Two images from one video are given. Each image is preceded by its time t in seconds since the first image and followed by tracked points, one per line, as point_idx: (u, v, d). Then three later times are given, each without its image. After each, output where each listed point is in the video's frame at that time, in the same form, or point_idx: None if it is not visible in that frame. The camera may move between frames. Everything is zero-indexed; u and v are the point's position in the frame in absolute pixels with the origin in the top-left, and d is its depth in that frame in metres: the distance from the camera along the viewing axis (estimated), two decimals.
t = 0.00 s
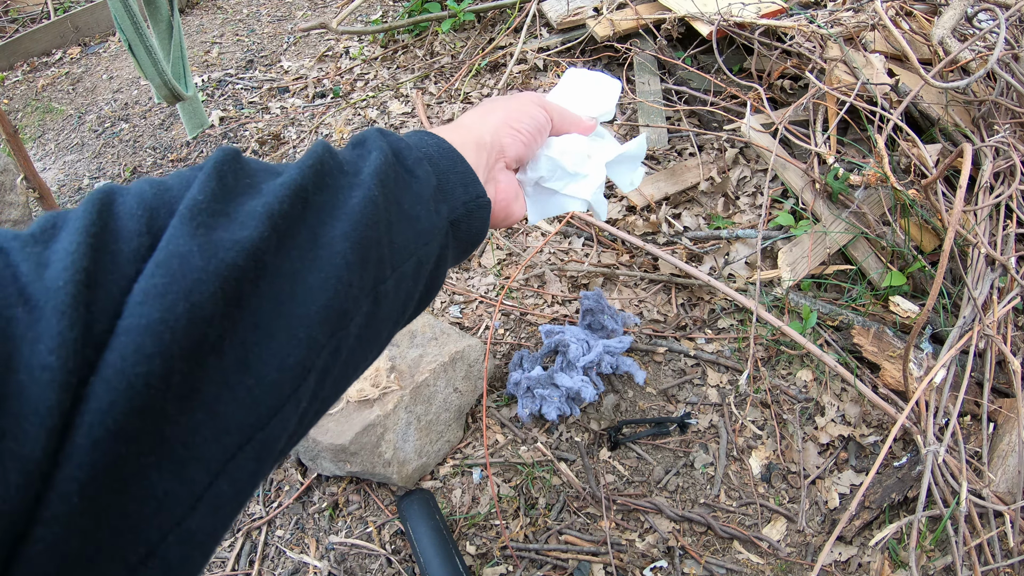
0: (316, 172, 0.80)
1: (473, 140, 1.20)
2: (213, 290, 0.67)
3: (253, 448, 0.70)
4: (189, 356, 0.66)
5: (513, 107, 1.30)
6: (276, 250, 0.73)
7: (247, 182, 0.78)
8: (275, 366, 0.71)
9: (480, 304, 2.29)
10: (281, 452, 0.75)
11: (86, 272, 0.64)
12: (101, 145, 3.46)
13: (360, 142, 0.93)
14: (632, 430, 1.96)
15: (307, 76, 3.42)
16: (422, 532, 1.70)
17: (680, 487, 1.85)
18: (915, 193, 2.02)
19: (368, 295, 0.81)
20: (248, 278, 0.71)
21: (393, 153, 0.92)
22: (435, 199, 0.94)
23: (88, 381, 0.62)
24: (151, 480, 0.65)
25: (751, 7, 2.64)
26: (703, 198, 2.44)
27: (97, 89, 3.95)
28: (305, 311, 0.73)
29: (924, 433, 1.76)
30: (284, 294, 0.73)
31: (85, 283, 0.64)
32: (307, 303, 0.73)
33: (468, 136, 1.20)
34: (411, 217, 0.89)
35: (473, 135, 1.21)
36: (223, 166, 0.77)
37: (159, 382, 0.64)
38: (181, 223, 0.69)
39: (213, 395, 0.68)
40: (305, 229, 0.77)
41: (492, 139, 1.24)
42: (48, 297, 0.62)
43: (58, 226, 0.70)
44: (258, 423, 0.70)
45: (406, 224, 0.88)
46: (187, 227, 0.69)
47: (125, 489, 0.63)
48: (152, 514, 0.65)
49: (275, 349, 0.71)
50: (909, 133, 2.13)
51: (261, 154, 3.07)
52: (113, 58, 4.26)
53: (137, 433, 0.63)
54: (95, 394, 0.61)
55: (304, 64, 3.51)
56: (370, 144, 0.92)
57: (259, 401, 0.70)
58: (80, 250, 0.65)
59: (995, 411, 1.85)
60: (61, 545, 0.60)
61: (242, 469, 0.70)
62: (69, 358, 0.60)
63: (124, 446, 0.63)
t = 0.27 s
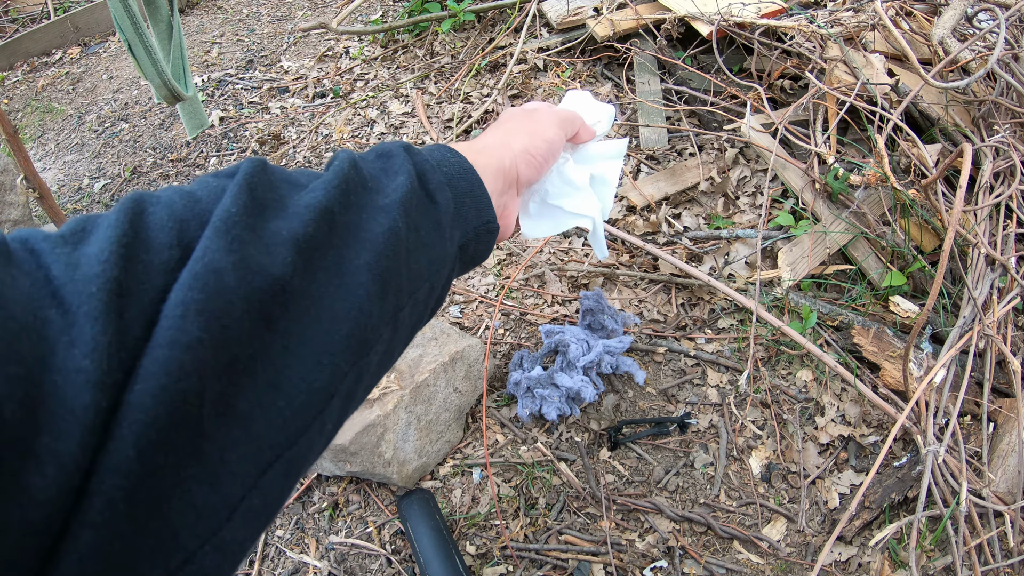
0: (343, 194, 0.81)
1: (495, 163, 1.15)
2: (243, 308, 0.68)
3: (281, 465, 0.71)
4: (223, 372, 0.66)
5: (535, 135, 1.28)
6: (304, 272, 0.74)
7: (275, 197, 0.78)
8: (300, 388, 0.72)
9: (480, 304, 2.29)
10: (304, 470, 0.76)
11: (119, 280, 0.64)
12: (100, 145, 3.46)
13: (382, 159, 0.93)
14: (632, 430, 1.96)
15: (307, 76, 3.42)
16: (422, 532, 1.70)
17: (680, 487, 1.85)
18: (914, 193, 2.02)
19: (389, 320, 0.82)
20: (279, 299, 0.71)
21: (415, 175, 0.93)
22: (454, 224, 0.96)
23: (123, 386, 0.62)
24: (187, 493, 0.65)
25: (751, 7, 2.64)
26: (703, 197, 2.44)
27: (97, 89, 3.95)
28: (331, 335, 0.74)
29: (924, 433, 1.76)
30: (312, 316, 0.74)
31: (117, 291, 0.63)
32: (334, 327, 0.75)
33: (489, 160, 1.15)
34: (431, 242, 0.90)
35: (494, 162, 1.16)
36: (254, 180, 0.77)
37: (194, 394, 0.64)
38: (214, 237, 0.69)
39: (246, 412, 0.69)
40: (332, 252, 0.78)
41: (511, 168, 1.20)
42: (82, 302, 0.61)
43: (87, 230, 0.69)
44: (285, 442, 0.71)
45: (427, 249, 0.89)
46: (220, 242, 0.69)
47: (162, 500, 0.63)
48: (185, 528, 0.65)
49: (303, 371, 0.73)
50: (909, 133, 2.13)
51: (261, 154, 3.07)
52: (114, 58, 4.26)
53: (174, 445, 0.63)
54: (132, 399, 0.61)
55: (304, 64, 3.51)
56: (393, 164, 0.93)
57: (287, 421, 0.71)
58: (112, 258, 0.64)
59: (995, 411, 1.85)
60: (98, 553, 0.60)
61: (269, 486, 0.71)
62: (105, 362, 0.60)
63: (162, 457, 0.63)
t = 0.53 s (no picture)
0: (369, 201, 0.86)
1: (504, 181, 1.24)
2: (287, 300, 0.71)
3: (314, 448, 0.74)
4: (267, 358, 0.70)
5: (541, 149, 1.35)
6: (335, 269, 0.78)
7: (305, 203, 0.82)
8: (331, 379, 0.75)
9: (480, 304, 2.30)
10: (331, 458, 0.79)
11: (173, 273, 0.67)
12: (100, 145, 3.46)
13: (400, 174, 0.98)
14: (632, 430, 1.96)
15: (307, 76, 3.42)
16: (422, 532, 1.70)
17: (680, 487, 1.85)
18: (914, 193, 2.02)
19: (410, 321, 0.86)
20: (314, 294, 0.75)
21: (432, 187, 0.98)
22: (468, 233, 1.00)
23: (179, 369, 0.64)
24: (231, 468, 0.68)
25: (751, 7, 2.64)
26: (703, 197, 2.44)
27: (97, 89, 3.95)
28: (361, 330, 0.78)
29: (924, 433, 1.76)
30: (342, 312, 0.78)
31: (172, 284, 0.66)
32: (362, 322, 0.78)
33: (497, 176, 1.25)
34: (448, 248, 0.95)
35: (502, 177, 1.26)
36: (286, 187, 0.81)
37: (243, 376, 0.67)
38: (255, 238, 0.72)
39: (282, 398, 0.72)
40: (359, 253, 0.82)
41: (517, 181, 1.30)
42: (141, 293, 0.64)
43: (136, 231, 0.72)
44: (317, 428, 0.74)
45: (444, 255, 0.94)
46: (261, 242, 0.72)
47: (212, 474, 0.66)
48: (229, 504, 0.68)
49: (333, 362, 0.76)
50: (909, 133, 2.13)
51: (261, 154, 3.07)
52: (113, 58, 4.26)
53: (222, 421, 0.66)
54: (189, 379, 0.64)
55: (304, 64, 3.51)
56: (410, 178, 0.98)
57: (318, 407, 0.74)
58: (166, 254, 0.67)
59: (995, 411, 1.85)
60: (155, 518, 0.62)
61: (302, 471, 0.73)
62: (164, 345, 0.63)
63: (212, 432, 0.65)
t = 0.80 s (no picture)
0: (378, 208, 0.90)
1: (504, 186, 1.30)
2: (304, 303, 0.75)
3: (327, 443, 0.78)
4: (284, 358, 0.74)
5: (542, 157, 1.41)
6: (347, 273, 0.82)
7: (317, 212, 0.87)
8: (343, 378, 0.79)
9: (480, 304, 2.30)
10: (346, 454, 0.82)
11: (197, 280, 0.71)
12: (100, 145, 3.46)
13: (407, 184, 1.03)
14: (632, 430, 1.96)
15: (307, 76, 3.42)
16: (422, 532, 1.70)
17: (680, 487, 1.85)
18: (914, 193, 2.02)
19: (420, 322, 0.90)
20: (326, 297, 0.79)
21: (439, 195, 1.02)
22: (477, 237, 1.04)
23: (206, 369, 0.69)
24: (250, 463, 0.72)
25: (751, 7, 2.64)
26: (703, 197, 2.44)
27: (97, 89, 3.95)
28: (372, 331, 0.82)
29: (924, 433, 1.76)
30: (353, 314, 0.82)
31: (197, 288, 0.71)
32: (373, 323, 0.82)
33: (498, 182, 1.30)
34: (456, 252, 0.99)
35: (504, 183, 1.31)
36: (299, 197, 0.86)
37: (263, 374, 0.72)
38: (270, 246, 0.77)
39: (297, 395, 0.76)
40: (369, 258, 0.86)
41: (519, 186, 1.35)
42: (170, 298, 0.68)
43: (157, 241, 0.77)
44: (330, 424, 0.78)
45: (453, 258, 0.98)
46: (275, 250, 0.77)
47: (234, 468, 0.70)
48: (248, 495, 0.72)
49: (345, 362, 0.80)
50: (909, 133, 2.13)
51: (261, 154, 3.07)
52: (114, 58, 4.26)
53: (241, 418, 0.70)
54: (214, 378, 0.69)
55: (304, 64, 3.51)
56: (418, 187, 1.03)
57: (332, 405, 0.78)
58: (190, 261, 0.72)
59: (995, 411, 1.85)
60: (183, 509, 0.66)
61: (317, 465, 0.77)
62: (191, 346, 0.67)
63: (233, 427, 0.70)
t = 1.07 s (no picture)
0: (361, 205, 0.88)
1: (495, 184, 1.30)
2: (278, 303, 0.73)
3: (301, 446, 0.77)
4: (256, 363, 0.72)
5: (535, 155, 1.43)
6: (326, 274, 0.79)
7: (299, 208, 0.84)
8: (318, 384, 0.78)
9: (480, 304, 2.30)
10: (320, 455, 0.82)
11: (168, 277, 0.69)
12: (100, 145, 3.46)
13: (392, 181, 1.00)
14: (632, 430, 1.96)
15: (307, 76, 3.42)
16: (422, 532, 1.70)
17: (680, 487, 1.85)
18: (915, 193, 2.02)
19: (399, 324, 0.88)
20: (302, 299, 0.76)
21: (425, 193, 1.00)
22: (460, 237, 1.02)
23: (174, 371, 0.67)
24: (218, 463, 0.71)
25: (751, 7, 2.64)
26: (703, 197, 2.44)
27: (97, 89, 3.95)
28: (349, 334, 0.80)
29: (924, 434, 1.76)
30: (331, 316, 0.80)
31: (167, 288, 0.68)
32: (350, 326, 0.81)
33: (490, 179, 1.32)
34: (438, 251, 0.96)
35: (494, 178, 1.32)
36: (280, 194, 0.83)
37: (233, 378, 0.70)
38: (247, 245, 0.74)
39: (269, 399, 0.74)
40: (349, 258, 0.83)
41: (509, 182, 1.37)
42: (138, 296, 0.66)
43: (133, 236, 0.75)
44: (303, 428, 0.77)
45: (436, 259, 0.96)
46: (253, 249, 0.74)
47: (203, 469, 0.70)
48: (220, 497, 0.71)
49: (320, 367, 0.78)
50: (909, 133, 2.13)
51: (261, 154, 3.07)
52: (113, 58, 4.26)
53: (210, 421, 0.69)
54: (183, 380, 0.67)
55: (304, 64, 3.51)
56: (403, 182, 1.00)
57: (305, 409, 0.77)
58: (161, 258, 0.70)
59: (995, 411, 1.85)
60: (148, 509, 0.65)
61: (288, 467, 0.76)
62: (159, 345, 0.65)
63: (201, 430, 0.68)
